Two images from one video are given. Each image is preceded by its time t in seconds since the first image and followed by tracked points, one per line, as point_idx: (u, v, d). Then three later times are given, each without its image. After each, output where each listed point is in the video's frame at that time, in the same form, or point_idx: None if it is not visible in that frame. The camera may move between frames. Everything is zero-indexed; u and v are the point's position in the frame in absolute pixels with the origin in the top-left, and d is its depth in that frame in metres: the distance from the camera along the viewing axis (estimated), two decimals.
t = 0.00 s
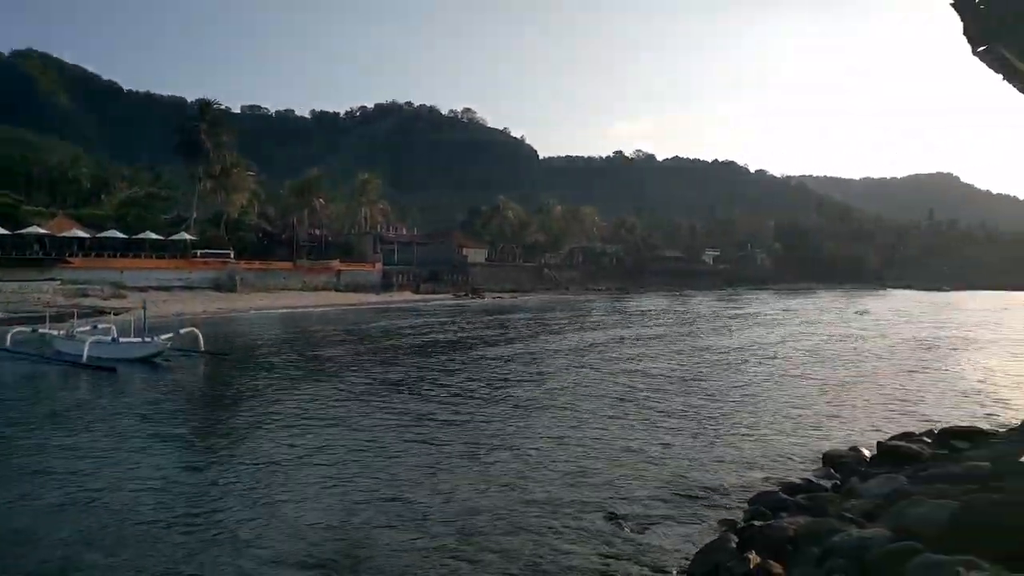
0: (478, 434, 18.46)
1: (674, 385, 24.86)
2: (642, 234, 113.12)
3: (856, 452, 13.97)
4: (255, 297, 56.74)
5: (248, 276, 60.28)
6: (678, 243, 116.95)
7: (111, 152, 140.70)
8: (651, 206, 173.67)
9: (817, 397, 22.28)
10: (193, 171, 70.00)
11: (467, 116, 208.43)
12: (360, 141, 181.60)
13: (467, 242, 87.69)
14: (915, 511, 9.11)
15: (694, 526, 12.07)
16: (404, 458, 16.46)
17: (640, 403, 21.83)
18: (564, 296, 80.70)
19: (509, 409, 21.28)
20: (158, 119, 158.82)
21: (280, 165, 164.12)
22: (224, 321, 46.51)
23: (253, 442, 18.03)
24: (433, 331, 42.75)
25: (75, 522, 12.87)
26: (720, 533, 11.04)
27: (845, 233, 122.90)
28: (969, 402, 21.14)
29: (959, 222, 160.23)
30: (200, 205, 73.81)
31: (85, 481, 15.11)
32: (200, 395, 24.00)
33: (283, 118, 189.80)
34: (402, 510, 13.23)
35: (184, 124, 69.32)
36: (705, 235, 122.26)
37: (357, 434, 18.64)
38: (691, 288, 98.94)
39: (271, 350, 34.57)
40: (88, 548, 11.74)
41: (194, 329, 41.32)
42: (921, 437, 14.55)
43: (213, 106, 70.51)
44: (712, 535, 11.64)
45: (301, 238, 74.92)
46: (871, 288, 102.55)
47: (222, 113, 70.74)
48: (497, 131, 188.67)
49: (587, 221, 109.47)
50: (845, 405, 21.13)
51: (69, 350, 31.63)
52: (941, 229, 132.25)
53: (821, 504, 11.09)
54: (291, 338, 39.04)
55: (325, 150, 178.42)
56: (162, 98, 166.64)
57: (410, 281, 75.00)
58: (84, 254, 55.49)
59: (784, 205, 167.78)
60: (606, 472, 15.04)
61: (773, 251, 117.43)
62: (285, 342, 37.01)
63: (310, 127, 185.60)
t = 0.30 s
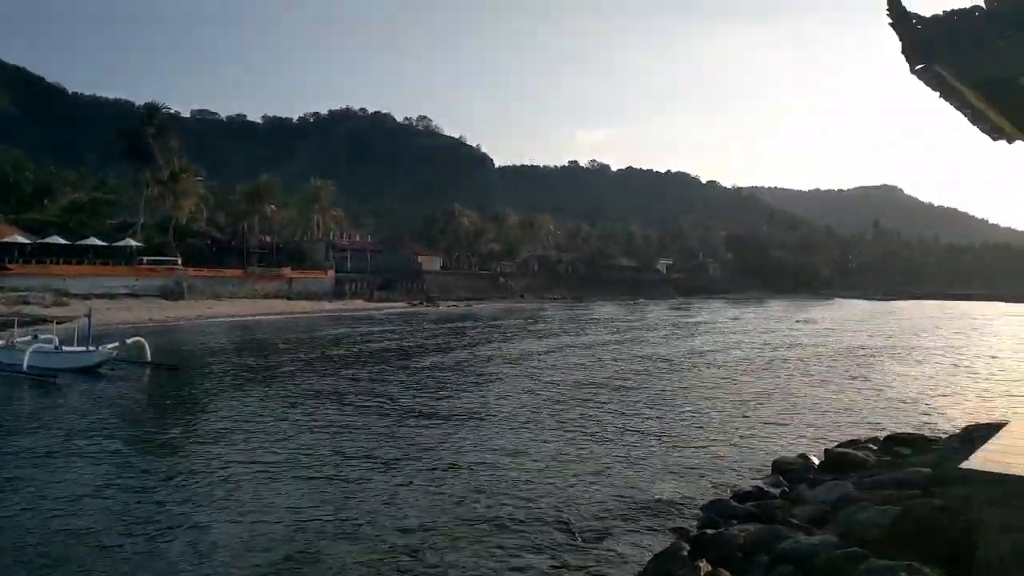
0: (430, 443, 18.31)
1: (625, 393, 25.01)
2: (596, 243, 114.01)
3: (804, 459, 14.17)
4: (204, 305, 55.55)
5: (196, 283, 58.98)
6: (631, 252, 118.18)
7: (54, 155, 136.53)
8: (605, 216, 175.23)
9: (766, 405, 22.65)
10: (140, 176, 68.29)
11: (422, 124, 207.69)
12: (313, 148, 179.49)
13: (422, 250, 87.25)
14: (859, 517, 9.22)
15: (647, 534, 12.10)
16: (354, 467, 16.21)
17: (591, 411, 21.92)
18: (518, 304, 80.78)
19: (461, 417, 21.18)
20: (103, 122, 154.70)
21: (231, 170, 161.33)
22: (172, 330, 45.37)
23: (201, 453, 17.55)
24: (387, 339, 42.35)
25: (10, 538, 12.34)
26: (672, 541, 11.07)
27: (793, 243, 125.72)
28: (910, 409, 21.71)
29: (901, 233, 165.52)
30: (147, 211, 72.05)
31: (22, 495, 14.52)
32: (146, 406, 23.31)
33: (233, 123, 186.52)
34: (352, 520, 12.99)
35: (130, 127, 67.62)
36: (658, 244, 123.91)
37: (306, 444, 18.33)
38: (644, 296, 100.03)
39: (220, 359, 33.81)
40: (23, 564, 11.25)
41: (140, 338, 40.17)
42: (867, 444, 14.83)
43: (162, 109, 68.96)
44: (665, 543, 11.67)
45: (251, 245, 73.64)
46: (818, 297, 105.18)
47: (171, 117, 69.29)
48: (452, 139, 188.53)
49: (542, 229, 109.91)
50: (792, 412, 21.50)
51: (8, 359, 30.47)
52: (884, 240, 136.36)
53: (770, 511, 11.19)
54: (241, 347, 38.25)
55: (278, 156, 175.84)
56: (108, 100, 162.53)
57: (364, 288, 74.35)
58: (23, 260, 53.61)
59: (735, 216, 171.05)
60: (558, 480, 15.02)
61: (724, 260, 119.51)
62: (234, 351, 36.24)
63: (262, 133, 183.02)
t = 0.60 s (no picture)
0: (395, 452, 18.03)
1: (590, 401, 25.04)
2: (561, 252, 114.54)
3: (765, 466, 14.32)
4: (163, 313, 54.55)
5: (155, 291, 57.93)
6: (595, 261, 118.94)
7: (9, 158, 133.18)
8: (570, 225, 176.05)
9: (727, 412, 22.91)
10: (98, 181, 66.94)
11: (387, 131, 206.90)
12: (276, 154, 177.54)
13: (386, 259, 86.76)
14: (818, 524, 9.30)
15: (609, 541, 12.11)
16: (318, 478, 15.88)
17: (557, 418, 21.88)
18: (483, 312, 80.71)
19: (426, 426, 20.93)
20: (60, 124, 151.47)
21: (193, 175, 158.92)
22: (130, 338, 44.48)
23: (160, 462, 17.25)
24: (350, 347, 42.05)
25: None
26: (634, 550, 11.06)
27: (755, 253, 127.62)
28: (867, 417, 22.11)
29: (858, 242, 169.11)
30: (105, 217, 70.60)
31: None
32: (105, 414, 22.83)
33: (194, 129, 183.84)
34: (314, 532, 12.68)
35: (88, 131, 66.31)
36: (622, 253, 124.89)
37: (269, 453, 18.06)
38: (608, 304, 100.73)
39: (181, 367, 33.24)
40: None
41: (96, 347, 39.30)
42: (826, 451, 15.02)
43: (121, 114, 67.77)
44: (627, 550, 11.68)
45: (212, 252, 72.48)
46: (778, 306, 106.84)
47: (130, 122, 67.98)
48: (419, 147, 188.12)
49: (507, 238, 110.08)
50: (753, 420, 21.76)
51: None
52: (843, 250, 139.24)
53: (731, 517, 11.26)
54: (202, 355, 37.68)
55: (240, 162, 173.64)
56: (66, 103, 159.21)
57: (327, 296, 73.71)
58: None
59: (698, 226, 173.18)
60: (524, 489, 14.87)
61: (688, 269, 120.83)
62: (195, 360, 35.66)
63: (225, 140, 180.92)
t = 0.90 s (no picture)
0: (361, 458, 17.80)
1: (556, 407, 25.10)
2: (528, 259, 114.66)
3: (727, 471, 14.46)
4: (122, 318, 53.39)
5: (114, 295, 56.71)
6: (563, 267, 119.30)
7: None
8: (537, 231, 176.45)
9: (691, 417, 23.11)
10: (56, 183, 65.37)
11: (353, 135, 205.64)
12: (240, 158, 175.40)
13: (352, 264, 85.97)
14: (779, 528, 9.40)
15: (573, 546, 12.12)
16: (281, 484, 15.65)
17: (524, 424, 21.85)
18: (450, 318, 80.37)
19: (394, 432, 20.73)
20: (18, 124, 148.22)
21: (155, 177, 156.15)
22: (88, 343, 43.46)
23: (118, 469, 16.83)
24: (316, 353, 41.58)
25: None
26: (598, 555, 11.07)
27: (719, 261, 129.01)
28: (827, 422, 22.46)
29: (820, 251, 172.09)
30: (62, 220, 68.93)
31: None
32: (61, 421, 22.23)
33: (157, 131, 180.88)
34: (280, 540, 12.43)
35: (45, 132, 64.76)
36: (588, 260, 125.52)
37: (231, 459, 17.73)
38: (575, 310, 100.98)
39: (140, 373, 32.54)
40: None
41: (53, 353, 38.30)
42: (787, 456, 15.23)
43: (80, 115, 66.30)
44: (591, 554, 11.71)
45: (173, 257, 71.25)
46: (742, 313, 108.01)
47: (89, 123, 66.70)
48: (386, 152, 187.24)
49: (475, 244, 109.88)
50: (716, 425, 21.98)
51: None
52: (804, 257, 141.57)
53: (693, 522, 11.35)
54: (163, 360, 36.95)
55: (203, 165, 171.25)
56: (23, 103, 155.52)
57: (291, 301, 72.76)
58: None
59: (664, 233, 174.76)
60: (493, 495, 14.76)
61: (653, 276, 121.87)
62: (156, 365, 34.97)
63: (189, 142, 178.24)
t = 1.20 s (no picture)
0: (333, 464, 17.61)
1: (524, 411, 25.14)
2: (496, 265, 114.82)
3: (691, 475, 14.54)
4: (82, 323, 52.27)
5: (74, 300, 55.54)
6: (531, 272, 119.54)
7: None
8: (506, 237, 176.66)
9: (656, 421, 23.26)
10: (14, 185, 63.83)
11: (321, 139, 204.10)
12: (205, 162, 173.17)
13: (319, 269, 85.28)
14: (742, 529, 9.45)
15: (541, 550, 12.07)
16: (242, 491, 15.36)
17: (491, 430, 21.78)
18: (418, 323, 80.10)
19: (364, 438, 20.55)
20: None
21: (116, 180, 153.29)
22: (46, 349, 42.46)
23: (74, 476, 16.40)
24: (281, 358, 41.07)
25: None
26: (565, 561, 11.05)
27: (685, 267, 130.33)
28: (789, 426, 22.75)
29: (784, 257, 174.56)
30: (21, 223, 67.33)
31: None
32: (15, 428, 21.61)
33: (119, 133, 177.93)
34: (251, 547, 12.22)
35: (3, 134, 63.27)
36: (556, 266, 125.86)
37: (190, 466, 17.37)
38: (543, 316, 101.35)
39: (100, 379, 31.86)
40: None
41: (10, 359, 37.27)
42: (751, 460, 15.36)
43: (40, 117, 64.93)
44: (557, 560, 11.66)
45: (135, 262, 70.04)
46: (709, 318, 109.29)
47: (48, 125, 65.38)
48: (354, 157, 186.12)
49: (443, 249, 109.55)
50: (682, 429, 22.13)
51: None
52: (769, 263, 143.48)
53: (657, 526, 11.40)
54: (123, 366, 36.23)
55: (167, 168, 168.59)
56: None
57: (256, 307, 71.89)
58: None
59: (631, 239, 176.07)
60: (466, 501, 14.71)
61: (621, 282, 122.50)
62: (115, 372, 34.24)
63: (151, 146, 175.39)
